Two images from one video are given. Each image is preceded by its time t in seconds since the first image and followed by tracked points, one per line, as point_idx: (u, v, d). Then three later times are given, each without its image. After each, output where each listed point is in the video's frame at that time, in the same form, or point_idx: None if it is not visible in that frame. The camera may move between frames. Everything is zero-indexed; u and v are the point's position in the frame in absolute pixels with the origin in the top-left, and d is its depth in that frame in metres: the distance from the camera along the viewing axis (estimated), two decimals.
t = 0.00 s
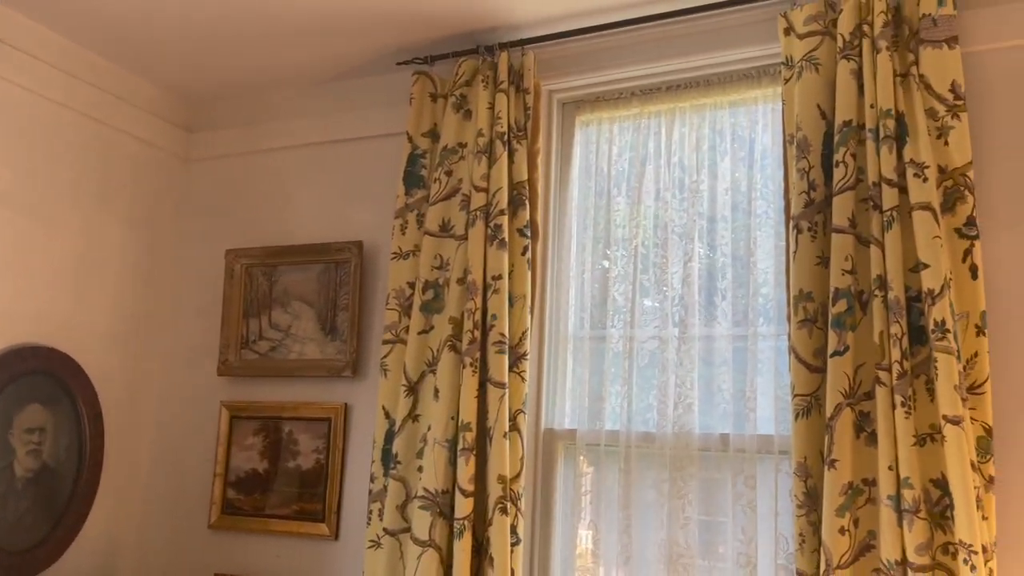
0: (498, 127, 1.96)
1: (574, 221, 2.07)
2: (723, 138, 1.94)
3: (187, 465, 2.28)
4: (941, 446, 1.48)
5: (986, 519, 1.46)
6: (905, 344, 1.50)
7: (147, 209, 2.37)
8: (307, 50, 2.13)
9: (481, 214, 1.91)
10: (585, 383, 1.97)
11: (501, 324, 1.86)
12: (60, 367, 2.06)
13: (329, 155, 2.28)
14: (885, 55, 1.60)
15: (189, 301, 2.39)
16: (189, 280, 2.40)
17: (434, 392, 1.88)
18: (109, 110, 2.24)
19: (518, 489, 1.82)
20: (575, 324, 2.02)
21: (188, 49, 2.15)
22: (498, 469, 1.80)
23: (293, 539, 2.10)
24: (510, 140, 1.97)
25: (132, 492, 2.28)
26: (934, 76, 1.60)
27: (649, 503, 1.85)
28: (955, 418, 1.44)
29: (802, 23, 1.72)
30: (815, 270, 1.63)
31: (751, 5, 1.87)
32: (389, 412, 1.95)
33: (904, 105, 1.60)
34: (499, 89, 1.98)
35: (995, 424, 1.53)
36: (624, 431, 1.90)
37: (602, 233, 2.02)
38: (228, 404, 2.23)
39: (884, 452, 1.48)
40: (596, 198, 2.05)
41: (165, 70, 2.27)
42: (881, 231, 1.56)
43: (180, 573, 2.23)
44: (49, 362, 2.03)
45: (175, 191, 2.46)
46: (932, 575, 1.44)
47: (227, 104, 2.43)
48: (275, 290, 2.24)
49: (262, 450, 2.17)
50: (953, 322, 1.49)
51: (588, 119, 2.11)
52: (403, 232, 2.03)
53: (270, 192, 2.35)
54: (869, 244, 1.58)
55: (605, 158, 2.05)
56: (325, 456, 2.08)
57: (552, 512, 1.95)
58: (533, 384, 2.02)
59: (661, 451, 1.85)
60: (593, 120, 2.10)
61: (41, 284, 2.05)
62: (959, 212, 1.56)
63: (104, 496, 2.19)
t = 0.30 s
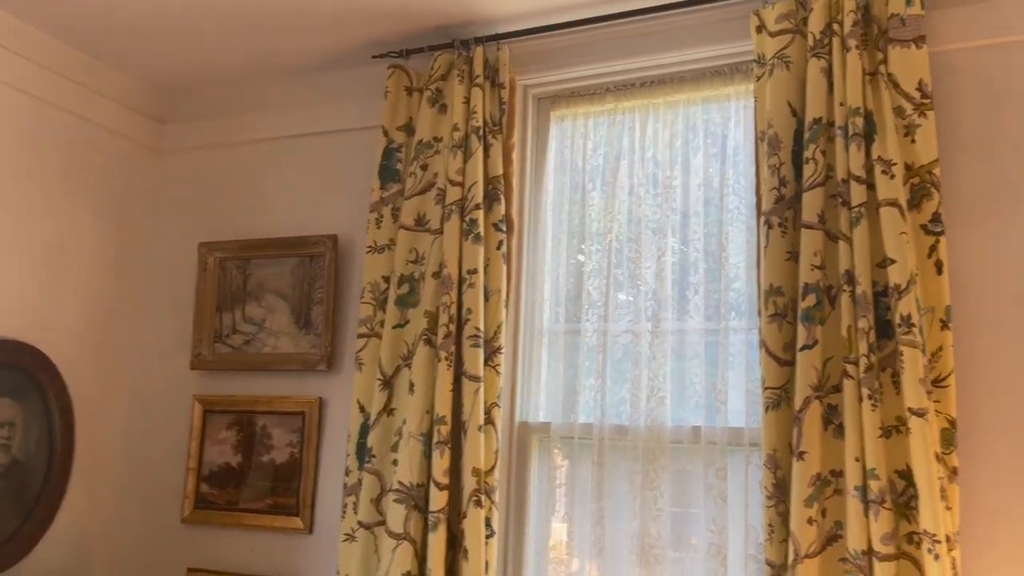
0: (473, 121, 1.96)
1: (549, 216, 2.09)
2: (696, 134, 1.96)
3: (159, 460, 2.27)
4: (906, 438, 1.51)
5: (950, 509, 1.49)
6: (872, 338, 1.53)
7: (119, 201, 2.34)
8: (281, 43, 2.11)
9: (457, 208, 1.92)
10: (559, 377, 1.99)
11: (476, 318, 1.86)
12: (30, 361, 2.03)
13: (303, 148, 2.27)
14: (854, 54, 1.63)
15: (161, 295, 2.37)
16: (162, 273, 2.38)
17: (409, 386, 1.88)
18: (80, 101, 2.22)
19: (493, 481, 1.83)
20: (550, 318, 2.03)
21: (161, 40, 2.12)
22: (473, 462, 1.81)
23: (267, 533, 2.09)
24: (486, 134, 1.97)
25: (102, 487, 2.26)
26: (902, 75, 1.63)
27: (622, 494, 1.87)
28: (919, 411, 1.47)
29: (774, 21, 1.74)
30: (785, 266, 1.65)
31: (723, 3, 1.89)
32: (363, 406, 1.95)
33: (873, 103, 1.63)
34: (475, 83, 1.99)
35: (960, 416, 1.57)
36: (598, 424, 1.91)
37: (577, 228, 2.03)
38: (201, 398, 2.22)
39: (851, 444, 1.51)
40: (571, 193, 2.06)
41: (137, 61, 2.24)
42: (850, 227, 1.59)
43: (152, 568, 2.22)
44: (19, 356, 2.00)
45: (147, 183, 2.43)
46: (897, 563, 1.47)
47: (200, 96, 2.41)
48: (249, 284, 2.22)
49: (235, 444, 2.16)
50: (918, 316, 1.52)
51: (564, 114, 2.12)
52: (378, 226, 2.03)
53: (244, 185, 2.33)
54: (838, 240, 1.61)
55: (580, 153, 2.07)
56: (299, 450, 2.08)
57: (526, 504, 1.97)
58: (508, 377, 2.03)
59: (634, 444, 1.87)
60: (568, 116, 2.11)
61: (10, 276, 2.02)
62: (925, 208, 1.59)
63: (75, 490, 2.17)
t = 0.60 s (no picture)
0: (451, 110, 1.96)
1: (527, 206, 2.09)
2: (673, 124, 1.97)
3: (135, 450, 2.25)
4: (877, 425, 1.53)
5: (920, 494, 1.51)
6: (844, 326, 1.55)
7: (93, 190, 2.31)
8: (258, 31, 2.09)
9: (434, 197, 1.92)
10: (537, 365, 2.00)
11: (454, 307, 1.86)
12: (5, 352, 2.01)
13: (281, 136, 2.26)
14: (829, 45, 1.64)
15: (137, 284, 2.35)
16: (137, 263, 2.36)
17: (387, 375, 1.88)
18: (54, 88, 2.18)
19: (471, 470, 1.84)
20: (528, 307, 2.04)
21: (136, 27, 2.10)
22: (451, 451, 1.81)
23: (244, 523, 2.09)
24: (464, 123, 1.97)
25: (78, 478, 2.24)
26: (875, 66, 1.65)
27: (599, 482, 1.89)
28: (890, 397, 1.49)
29: (750, 12, 1.74)
30: (760, 255, 1.67)
31: None
32: (341, 395, 1.95)
33: (847, 94, 1.65)
34: (453, 72, 1.98)
35: (930, 402, 1.59)
36: (575, 412, 1.93)
37: (555, 217, 2.04)
38: (177, 388, 2.20)
39: (823, 431, 1.53)
40: (549, 183, 2.07)
41: (111, 48, 2.21)
42: (823, 217, 1.61)
43: (129, 559, 2.20)
44: None
45: (122, 172, 2.41)
46: (868, 548, 1.49)
47: (175, 83, 2.39)
48: (225, 273, 2.21)
49: (212, 433, 2.15)
50: (890, 304, 1.54)
51: (542, 103, 2.12)
52: (355, 215, 2.03)
53: (220, 174, 2.31)
54: (811, 229, 1.63)
55: (558, 143, 2.07)
56: (276, 439, 2.08)
57: (504, 492, 1.98)
58: (486, 366, 2.03)
59: (611, 431, 1.88)
60: (546, 105, 2.12)
61: None
62: (897, 198, 1.61)
63: (50, 482, 2.15)
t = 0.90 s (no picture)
0: (428, 94, 1.95)
1: (505, 190, 2.10)
2: (651, 107, 1.97)
3: (114, 436, 2.24)
4: (848, 405, 1.55)
5: (890, 474, 1.53)
6: (817, 308, 1.56)
7: (69, 175, 2.29)
8: (233, 14, 2.08)
9: (412, 180, 1.91)
10: (515, 349, 2.01)
11: (432, 291, 1.87)
12: None
13: (258, 121, 2.25)
14: (803, 28, 1.65)
15: (114, 270, 2.33)
16: (114, 248, 2.34)
17: (364, 359, 1.88)
18: (27, 72, 2.16)
19: (448, 453, 1.85)
20: (506, 291, 2.05)
21: (110, 10, 2.07)
22: (428, 434, 1.82)
23: (224, 508, 2.09)
24: (441, 107, 1.96)
25: (56, 465, 2.23)
26: (849, 49, 1.65)
27: (576, 464, 1.90)
28: (861, 377, 1.51)
29: None
30: (735, 238, 1.68)
31: None
32: (319, 379, 1.95)
33: (820, 77, 1.65)
34: (429, 55, 1.97)
35: (902, 383, 1.61)
36: (553, 395, 1.94)
37: (533, 201, 2.05)
38: (155, 373, 2.20)
39: (795, 411, 1.54)
40: (527, 167, 2.07)
41: (85, 31, 2.19)
42: (797, 199, 1.61)
43: (108, 545, 2.20)
44: None
45: (98, 157, 2.39)
46: (838, 527, 1.51)
47: (151, 67, 2.36)
48: (203, 258, 2.20)
49: (190, 419, 2.15)
50: (861, 286, 1.55)
51: (520, 87, 2.12)
52: (333, 199, 2.02)
53: (197, 159, 2.30)
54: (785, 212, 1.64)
55: (536, 127, 2.07)
56: (255, 424, 2.08)
57: (482, 475, 1.99)
58: (465, 350, 2.04)
59: (588, 414, 1.89)
60: (523, 89, 2.12)
61: None
62: (870, 180, 1.62)
63: (27, 468, 2.14)
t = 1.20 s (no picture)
0: (403, 75, 1.95)
1: (482, 173, 2.11)
2: (625, 89, 1.98)
3: (94, 419, 2.25)
4: (816, 383, 1.57)
5: (857, 450, 1.55)
6: (786, 287, 1.58)
7: (45, 158, 2.28)
8: None
9: (387, 162, 1.91)
10: (491, 331, 2.02)
11: (407, 273, 1.87)
12: None
13: (234, 103, 2.24)
14: (774, 8, 1.65)
15: (92, 253, 2.33)
16: (92, 231, 2.34)
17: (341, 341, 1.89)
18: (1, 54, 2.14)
19: (424, 433, 1.86)
20: (483, 273, 2.06)
21: None
22: (405, 415, 1.83)
23: (204, 489, 2.10)
24: (416, 89, 1.96)
25: (37, 448, 2.24)
26: (819, 29, 1.66)
27: (551, 443, 1.92)
28: (828, 356, 1.52)
29: None
30: (706, 218, 1.69)
31: None
32: (296, 361, 1.95)
33: (791, 58, 1.66)
34: (404, 37, 1.97)
35: (870, 361, 1.63)
36: (528, 376, 1.95)
37: (509, 183, 2.05)
38: (133, 356, 2.20)
39: (764, 389, 1.56)
40: (503, 149, 2.08)
41: (59, 13, 2.17)
42: (767, 179, 1.62)
43: (89, 527, 2.21)
44: None
45: (76, 140, 2.38)
46: (805, 502, 1.53)
47: (127, 49, 2.35)
48: (180, 241, 2.20)
49: (170, 401, 2.16)
50: (830, 265, 1.57)
51: (496, 69, 2.13)
52: (309, 181, 2.02)
53: (175, 142, 2.30)
54: (755, 192, 1.65)
55: (513, 109, 2.08)
56: (234, 406, 2.09)
57: (460, 455, 2.02)
58: (442, 331, 2.06)
59: (563, 394, 1.91)
60: (500, 71, 2.12)
61: None
62: (839, 160, 1.63)
63: (7, 452, 2.15)
